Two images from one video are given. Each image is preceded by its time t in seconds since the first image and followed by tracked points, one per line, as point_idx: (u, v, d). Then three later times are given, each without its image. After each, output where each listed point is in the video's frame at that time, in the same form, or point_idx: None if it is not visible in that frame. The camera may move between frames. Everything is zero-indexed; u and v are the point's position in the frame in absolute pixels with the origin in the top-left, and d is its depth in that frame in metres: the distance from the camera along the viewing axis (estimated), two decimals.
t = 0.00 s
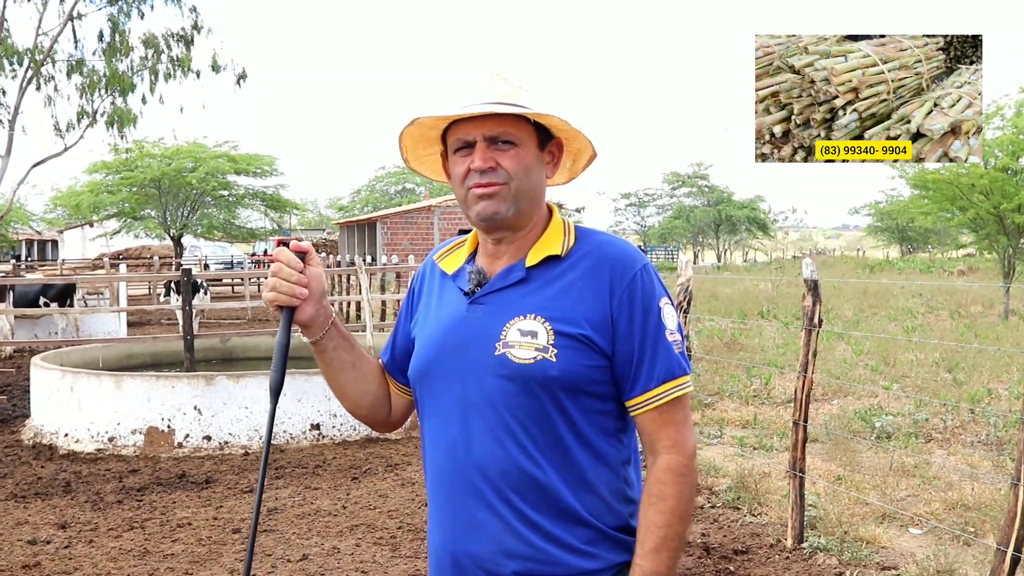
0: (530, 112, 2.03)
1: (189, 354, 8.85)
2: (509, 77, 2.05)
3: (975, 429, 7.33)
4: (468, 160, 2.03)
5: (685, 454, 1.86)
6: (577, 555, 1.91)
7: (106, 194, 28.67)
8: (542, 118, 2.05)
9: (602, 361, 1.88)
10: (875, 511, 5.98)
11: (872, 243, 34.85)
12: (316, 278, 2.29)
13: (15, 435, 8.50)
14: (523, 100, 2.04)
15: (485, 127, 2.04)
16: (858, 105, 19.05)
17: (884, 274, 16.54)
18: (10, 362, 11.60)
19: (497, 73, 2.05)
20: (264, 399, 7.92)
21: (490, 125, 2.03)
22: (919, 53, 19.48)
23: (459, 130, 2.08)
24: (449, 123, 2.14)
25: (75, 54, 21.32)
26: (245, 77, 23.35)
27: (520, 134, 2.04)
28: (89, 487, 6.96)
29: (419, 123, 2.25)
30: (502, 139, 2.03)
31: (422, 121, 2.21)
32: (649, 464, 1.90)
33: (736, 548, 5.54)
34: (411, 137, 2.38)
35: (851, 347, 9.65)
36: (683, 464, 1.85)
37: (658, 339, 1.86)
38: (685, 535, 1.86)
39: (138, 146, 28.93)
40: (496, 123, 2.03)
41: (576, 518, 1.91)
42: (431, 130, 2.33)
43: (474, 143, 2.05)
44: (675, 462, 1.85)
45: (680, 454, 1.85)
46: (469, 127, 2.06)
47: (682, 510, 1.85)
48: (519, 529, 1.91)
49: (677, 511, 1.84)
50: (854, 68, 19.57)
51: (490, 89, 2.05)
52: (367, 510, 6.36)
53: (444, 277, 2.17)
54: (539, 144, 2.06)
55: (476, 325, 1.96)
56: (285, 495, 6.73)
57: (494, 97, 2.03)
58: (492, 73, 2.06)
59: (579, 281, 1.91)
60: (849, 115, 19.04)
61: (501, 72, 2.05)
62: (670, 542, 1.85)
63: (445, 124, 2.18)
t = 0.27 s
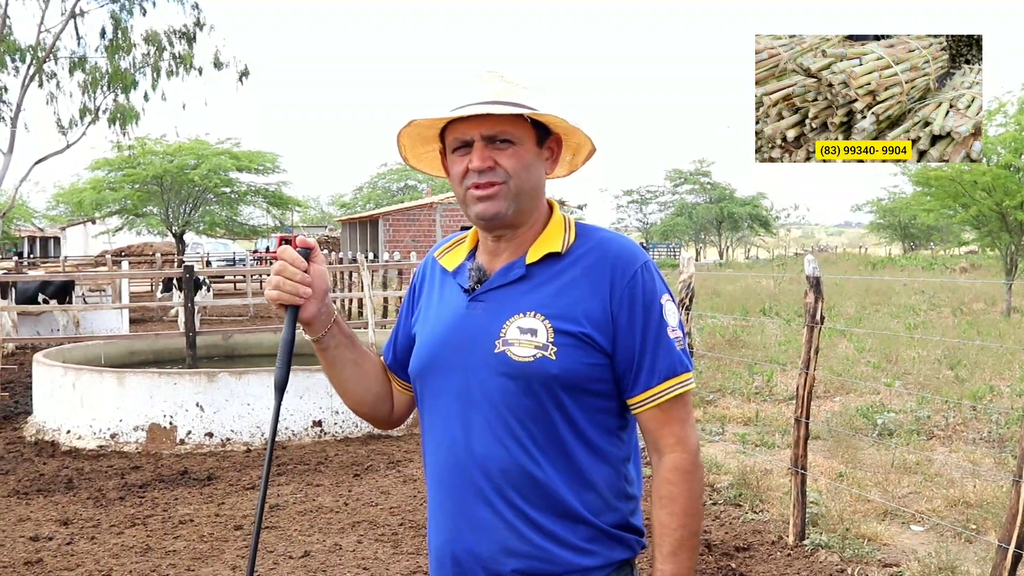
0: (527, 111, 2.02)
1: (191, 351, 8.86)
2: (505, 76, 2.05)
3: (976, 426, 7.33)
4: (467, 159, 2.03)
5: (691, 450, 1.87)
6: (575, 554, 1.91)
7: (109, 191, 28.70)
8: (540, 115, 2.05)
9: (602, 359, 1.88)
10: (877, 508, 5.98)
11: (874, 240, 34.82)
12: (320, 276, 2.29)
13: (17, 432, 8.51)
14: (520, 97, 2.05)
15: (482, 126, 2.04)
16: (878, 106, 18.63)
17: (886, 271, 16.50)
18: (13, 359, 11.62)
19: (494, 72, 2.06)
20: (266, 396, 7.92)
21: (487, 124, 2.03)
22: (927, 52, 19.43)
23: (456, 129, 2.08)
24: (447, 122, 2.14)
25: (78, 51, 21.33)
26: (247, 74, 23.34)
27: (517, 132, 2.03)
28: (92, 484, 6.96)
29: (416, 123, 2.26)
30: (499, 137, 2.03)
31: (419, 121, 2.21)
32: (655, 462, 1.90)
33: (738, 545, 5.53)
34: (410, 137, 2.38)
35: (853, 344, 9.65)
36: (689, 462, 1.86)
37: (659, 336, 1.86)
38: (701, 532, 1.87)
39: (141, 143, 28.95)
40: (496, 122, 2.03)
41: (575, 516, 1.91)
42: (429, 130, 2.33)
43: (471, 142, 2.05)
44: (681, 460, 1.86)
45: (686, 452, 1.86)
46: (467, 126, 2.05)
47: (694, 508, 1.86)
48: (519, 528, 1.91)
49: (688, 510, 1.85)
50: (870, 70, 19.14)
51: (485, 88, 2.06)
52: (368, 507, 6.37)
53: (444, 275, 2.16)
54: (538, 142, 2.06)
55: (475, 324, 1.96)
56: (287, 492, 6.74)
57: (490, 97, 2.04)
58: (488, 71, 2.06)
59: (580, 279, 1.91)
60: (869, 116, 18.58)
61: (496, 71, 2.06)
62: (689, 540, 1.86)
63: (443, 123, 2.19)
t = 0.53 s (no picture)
0: (502, 112, 2.00)
1: (191, 354, 8.86)
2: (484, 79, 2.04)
3: (977, 427, 7.32)
4: (447, 163, 2.04)
5: (695, 452, 1.87)
6: (570, 557, 1.91)
7: (109, 194, 28.69)
8: (518, 114, 2.02)
9: (597, 362, 1.88)
10: (877, 510, 5.99)
11: (874, 242, 34.79)
12: (319, 279, 2.29)
13: (18, 435, 8.51)
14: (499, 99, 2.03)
15: (460, 129, 2.03)
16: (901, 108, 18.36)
17: (886, 273, 16.48)
18: (13, 362, 11.61)
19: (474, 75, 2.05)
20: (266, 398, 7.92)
21: (465, 126, 2.03)
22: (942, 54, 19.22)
23: (440, 133, 2.09)
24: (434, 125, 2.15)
25: (77, 54, 21.33)
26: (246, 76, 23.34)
27: (495, 133, 2.01)
28: (92, 487, 6.96)
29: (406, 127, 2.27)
30: (477, 140, 2.02)
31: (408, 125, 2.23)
32: (659, 464, 1.90)
33: (738, 548, 5.53)
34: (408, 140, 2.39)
35: (853, 346, 9.64)
36: (694, 463, 1.86)
37: (656, 339, 1.86)
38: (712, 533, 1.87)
39: (141, 146, 28.95)
40: (471, 123, 2.03)
41: (571, 519, 1.91)
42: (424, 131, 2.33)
43: (451, 146, 2.05)
44: (687, 462, 1.86)
45: (691, 453, 1.86)
46: (448, 129, 2.05)
47: (704, 510, 1.85)
48: (514, 532, 1.91)
49: (698, 511, 1.85)
50: (892, 73, 18.91)
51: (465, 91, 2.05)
52: (369, 509, 6.36)
53: (444, 276, 2.16)
54: (519, 141, 2.02)
55: (470, 327, 1.96)
56: (287, 494, 6.74)
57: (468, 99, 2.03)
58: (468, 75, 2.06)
59: (576, 281, 1.91)
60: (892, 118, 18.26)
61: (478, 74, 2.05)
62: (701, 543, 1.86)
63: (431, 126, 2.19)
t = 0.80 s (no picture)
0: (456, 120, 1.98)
1: (193, 353, 8.87)
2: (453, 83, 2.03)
3: (978, 426, 7.32)
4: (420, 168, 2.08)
5: (685, 456, 1.85)
6: (567, 557, 1.91)
7: (110, 193, 28.71)
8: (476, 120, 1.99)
9: (595, 363, 1.88)
10: (879, 509, 5.99)
11: (875, 242, 34.78)
12: (334, 278, 2.26)
13: (20, 433, 8.52)
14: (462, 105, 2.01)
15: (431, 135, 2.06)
16: (923, 106, 18.01)
17: (887, 271, 16.46)
18: (15, 361, 11.63)
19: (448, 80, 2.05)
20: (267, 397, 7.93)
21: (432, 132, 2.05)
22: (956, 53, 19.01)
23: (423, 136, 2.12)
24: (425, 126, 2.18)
25: (79, 53, 21.34)
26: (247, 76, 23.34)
27: (454, 141, 2.00)
28: (93, 486, 6.97)
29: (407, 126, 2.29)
30: (439, 145, 2.02)
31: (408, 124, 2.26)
32: (650, 466, 1.88)
33: (740, 546, 5.53)
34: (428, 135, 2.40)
35: (855, 345, 9.64)
36: (684, 467, 1.83)
37: (652, 340, 1.84)
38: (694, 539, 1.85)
39: (142, 145, 28.97)
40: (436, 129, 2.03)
41: (567, 519, 1.91)
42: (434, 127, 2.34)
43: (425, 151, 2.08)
44: (676, 465, 1.84)
45: (681, 457, 1.84)
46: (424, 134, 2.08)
47: (687, 515, 1.83)
48: (511, 530, 1.91)
49: (680, 516, 1.83)
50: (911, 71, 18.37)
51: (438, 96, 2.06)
52: (370, 508, 6.37)
53: (445, 274, 2.19)
54: (475, 146, 1.98)
55: (469, 325, 1.96)
56: (289, 493, 6.74)
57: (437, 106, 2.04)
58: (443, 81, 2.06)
59: (573, 281, 1.91)
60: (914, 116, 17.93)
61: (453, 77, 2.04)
62: (680, 548, 1.84)
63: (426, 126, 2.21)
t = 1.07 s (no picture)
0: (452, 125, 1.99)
1: (192, 355, 8.86)
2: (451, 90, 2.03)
3: (977, 429, 7.32)
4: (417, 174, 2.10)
5: (685, 464, 1.82)
6: (559, 561, 1.91)
7: (110, 195, 28.72)
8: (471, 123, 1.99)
9: (592, 369, 1.87)
10: (878, 512, 5.98)
11: (875, 244, 34.78)
12: (290, 278, 2.32)
13: (19, 435, 8.51)
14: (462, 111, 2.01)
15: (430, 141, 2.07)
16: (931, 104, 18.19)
17: (887, 275, 16.47)
18: (14, 363, 11.63)
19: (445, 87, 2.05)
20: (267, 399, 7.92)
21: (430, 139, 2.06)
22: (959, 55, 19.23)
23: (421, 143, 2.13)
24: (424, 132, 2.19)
25: (79, 54, 21.34)
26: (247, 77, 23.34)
27: (451, 145, 2.01)
28: (93, 488, 6.97)
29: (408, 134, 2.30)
30: (437, 151, 2.04)
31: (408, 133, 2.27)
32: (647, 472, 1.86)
33: (739, 550, 5.53)
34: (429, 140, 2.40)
35: (854, 348, 9.65)
36: (684, 473, 1.81)
37: (650, 348, 1.83)
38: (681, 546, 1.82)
39: (142, 147, 28.98)
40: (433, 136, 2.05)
41: (561, 524, 1.91)
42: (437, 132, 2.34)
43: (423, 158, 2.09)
44: (675, 471, 1.81)
45: (680, 463, 1.81)
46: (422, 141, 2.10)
47: (678, 522, 1.80)
48: (505, 534, 1.91)
49: (670, 521, 1.79)
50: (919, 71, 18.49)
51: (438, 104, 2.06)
52: (370, 511, 6.36)
53: (450, 277, 2.18)
54: (473, 149, 2.00)
55: (468, 328, 1.97)
56: (288, 495, 6.74)
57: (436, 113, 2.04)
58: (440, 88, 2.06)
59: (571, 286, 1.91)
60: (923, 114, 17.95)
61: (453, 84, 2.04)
62: (660, 551, 1.80)
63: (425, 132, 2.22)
